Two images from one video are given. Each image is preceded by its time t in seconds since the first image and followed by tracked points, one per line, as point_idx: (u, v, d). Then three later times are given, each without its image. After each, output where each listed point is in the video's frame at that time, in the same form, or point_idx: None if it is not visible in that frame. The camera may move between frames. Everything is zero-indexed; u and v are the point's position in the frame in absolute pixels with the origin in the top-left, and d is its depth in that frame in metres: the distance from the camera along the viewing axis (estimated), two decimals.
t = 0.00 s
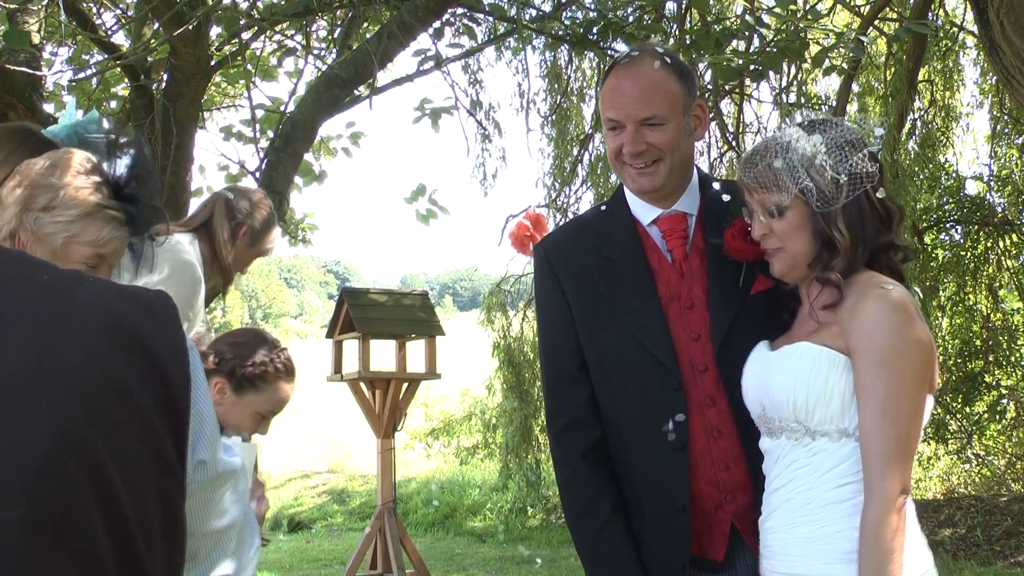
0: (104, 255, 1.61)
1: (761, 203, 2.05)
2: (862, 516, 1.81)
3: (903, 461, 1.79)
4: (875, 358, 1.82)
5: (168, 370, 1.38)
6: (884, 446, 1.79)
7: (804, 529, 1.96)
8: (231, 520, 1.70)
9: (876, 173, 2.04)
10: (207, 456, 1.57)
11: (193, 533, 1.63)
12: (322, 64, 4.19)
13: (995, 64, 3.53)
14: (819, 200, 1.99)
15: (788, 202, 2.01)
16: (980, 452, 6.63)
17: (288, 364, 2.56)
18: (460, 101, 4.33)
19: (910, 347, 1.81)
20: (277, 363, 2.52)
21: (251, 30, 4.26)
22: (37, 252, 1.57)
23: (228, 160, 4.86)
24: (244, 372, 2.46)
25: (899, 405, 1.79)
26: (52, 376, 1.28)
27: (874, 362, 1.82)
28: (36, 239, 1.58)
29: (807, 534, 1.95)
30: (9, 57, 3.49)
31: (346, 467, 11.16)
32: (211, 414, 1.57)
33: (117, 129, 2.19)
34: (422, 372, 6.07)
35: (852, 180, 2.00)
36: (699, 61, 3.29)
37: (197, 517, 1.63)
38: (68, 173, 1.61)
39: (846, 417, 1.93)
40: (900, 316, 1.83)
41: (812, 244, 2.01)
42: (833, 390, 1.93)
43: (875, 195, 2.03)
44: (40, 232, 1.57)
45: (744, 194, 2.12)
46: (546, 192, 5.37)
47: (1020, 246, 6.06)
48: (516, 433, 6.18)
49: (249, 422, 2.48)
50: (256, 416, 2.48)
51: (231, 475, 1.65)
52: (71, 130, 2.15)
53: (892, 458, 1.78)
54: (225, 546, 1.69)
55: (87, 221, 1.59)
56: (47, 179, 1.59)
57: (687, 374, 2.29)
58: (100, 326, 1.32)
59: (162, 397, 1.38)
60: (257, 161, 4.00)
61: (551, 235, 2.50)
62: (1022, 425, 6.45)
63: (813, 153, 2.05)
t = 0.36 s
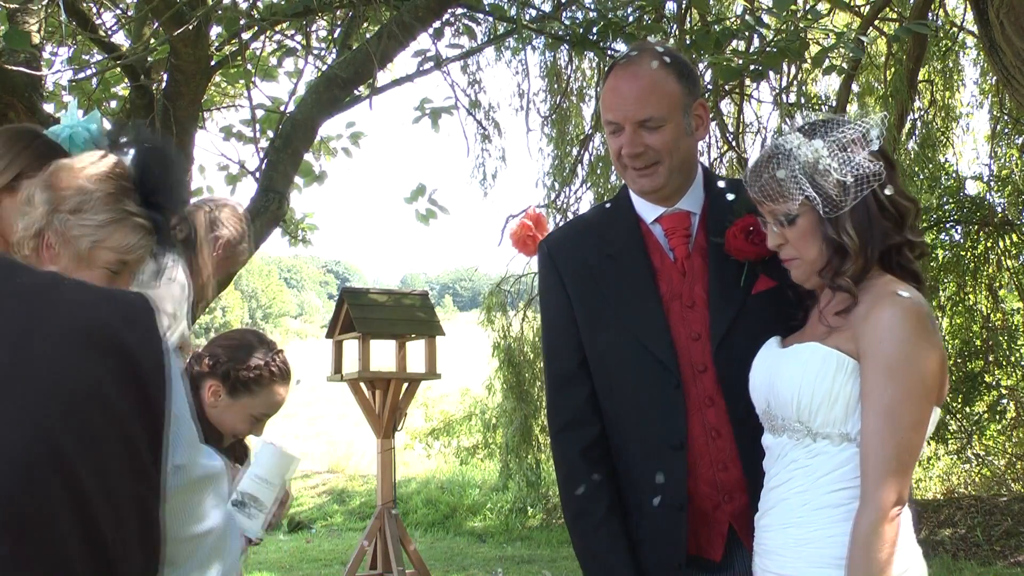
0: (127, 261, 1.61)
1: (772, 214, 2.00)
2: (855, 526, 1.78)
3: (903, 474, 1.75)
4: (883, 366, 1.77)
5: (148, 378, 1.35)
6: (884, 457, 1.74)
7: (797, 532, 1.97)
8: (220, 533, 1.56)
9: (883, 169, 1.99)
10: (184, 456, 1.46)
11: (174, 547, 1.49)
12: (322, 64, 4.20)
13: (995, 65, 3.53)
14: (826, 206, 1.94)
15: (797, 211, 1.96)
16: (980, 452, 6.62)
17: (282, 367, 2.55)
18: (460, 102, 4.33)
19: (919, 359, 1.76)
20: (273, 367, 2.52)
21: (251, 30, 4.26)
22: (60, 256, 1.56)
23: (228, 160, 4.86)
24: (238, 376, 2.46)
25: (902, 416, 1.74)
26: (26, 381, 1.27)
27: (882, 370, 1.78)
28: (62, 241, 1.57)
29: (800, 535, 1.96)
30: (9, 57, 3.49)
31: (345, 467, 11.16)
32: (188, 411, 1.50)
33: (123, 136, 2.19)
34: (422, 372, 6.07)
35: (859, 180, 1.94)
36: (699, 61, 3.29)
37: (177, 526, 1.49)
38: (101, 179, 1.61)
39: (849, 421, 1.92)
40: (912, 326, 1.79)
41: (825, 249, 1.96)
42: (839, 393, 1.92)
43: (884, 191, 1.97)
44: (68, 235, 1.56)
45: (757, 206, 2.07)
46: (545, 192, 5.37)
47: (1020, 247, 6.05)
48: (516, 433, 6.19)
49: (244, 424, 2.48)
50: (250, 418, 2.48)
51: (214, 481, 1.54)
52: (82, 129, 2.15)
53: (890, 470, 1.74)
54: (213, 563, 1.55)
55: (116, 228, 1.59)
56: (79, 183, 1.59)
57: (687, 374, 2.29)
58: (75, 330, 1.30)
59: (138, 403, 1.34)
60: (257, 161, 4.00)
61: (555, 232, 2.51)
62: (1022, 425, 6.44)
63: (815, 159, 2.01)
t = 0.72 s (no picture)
0: (141, 274, 1.81)
1: (776, 218, 2.00)
2: (843, 528, 1.77)
3: (894, 479, 1.74)
4: (880, 371, 1.76)
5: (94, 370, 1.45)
6: (876, 461, 1.73)
7: (790, 534, 1.98)
8: (184, 532, 1.69)
9: (882, 166, 1.98)
10: (144, 461, 1.60)
11: (135, 550, 1.62)
12: (322, 64, 4.20)
13: (995, 65, 3.53)
14: (827, 207, 1.93)
15: (798, 214, 1.96)
16: (980, 452, 6.61)
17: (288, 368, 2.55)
18: (460, 101, 4.34)
19: (917, 365, 1.75)
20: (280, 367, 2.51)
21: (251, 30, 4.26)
22: (80, 258, 1.77)
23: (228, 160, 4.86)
24: (244, 375, 2.45)
25: (897, 421, 1.73)
26: None
27: (878, 374, 1.76)
28: (79, 246, 1.77)
29: (794, 536, 1.97)
30: (9, 57, 3.50)
31: (345, 467, 11.16)
32: (152, 417, 1.64)
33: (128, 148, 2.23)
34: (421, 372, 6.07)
35: (860, 179, 1.93)
36: (699, 61, 3.29)
37: (142, 529, 1.62)
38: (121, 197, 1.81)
39: (845, 423, 1.91)
40: (911, 331, 1.77)
41: (829, 250, 1.94)
42: (836, 395, 1.91)
43: (886, 189, 1.96)
44: (83, 240, 1.76)
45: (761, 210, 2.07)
46: (545, 192, 5.37)
47: (1020, 246, 6.05)
48: (517, 433, 6.20)
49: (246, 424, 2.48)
50: (253, 418, 2.48)
51: (177, 485, 1.68)
52: (88, 134, 2.17)
53: (881, 474, 1.73)
54: (174, 565, 1.67)
55: (132, 240, 1.79)
56: (102, 195, 1.79)
57: (689, 374, 2.30)
58: (33, 339, 1.42)
59: (95, 408, 1.47)
60: (257, 161, 4.00)
61: (562, 229, 2.53)
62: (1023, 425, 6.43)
63: (814, 160, 2.01)
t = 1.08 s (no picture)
0: (146, 273, 1.83)
1: (776, 223, 2.00)
2: (829, 529, 1.79)
3: (880, 483, 1.74)
4: (867, 374, 1.77)
5: (55, 381, 1.33)
6: (861, 464, 1.74)
7: (784, 537, 1.99)
8: (142, 536, 1.64)
9: (881, 164, 1.95)
10: (100, 463, 1.52)
11: (95, 553, 1.57)
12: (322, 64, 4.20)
13: (995, 64, 3.54)
14: (825, 209, 1.92)
15: (797, 217, 1.96)
16: (980, 452, 6.61)
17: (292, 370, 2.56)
18: (460, 101, 4.34)
19: (906, 369, 1.74)
20: (284, 368, 2.52)
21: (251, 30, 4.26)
22: (86, 257, 1.79)
23: (228, 160, 4.85)
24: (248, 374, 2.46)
25: (883, 425, 1.73)
26: None
27: (866, 378, 1.77)
28: (84, 245, 1.79)
29: (788, 537, 1.98)
30: (9, 57, 3.49)
31: (345, 467, 11.16)
32: (109, 415, 1.56)
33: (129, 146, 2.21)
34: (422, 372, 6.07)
35: (856, 179, 1.92)
36: (699, 61, 3.29)
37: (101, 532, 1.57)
38: (125, 196, 1.82)
39: (836, 426, 1.91)
40: (903, 334, 1.76)
41: (828, 253, 1.94)
42: (827, 396, 1.91)
43: (887, 187, 1.93)
44: (88, 239, 1.78)
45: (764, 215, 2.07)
46: (545, 192, 5.37)
47: (1021, 246, 6.05)
48: (517, 433, 6.20)
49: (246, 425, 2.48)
50: (255, 418, 2.48)
51: (139, 484, 1.62)
52: (93, 131, 2.19)
53: (866, 477, 1.74)
54: (138, 566, 1.63)
55: (136, 239, 1.81)
56: (107, 194, 1.81)
57: (690, 375, 2.30)
58: None
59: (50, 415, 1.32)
60: (257, 161, 4.01)
61: (567, 225, 2.54)
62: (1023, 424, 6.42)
63: (810, 161, 2.00)
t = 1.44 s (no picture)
0: (146, 262, 1.89)
1: (781, 228, 2.00)
2: (820, 532, 1.81)
3: (871, 488, 1.74)
4: (859, 378, 1.76)
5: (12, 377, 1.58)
6: (851, 470, 1.75)
7: (780, 536, 2.02)
8: (109, 539, 1.73)
9: (880, 164, 1.94)
10: (61, 462, 1.64)
11: (62, 551, 1.67)
12: (322, 64, 4.20)
13: (995, 64, 3.54)
14: (828, 213, 1.91)
15: (798, 221, 1.96)
16: (980, 452, 6.60)
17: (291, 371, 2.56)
18: (460, 101, 4.34)
19: (898, 376, 1.72)
20: (282, 369, 2.52)
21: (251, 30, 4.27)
22: (86, 251, 1.85)
23: (228, 160, 4.86)
24: (246, 376, 2.47)
25: (874, 431, 1.73)
26: None
27: (858, 382, 1.76)
28: (83, 239, 1.85)
29: (786, 537, 2.00)
30: (9, 57, 3.50)
31: (346, 467, 11.16)
32: (73, 417, 1.68)
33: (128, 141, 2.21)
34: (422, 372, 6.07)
35: (856, 181, 1.91)
36: (700, 61, 3.29)
37: (65, 530, 1.67)
38: (119, 188, 1.88)
39: (830, 429, 1.91)
40: (897, 337, 1.74)
41: (829, 256, 1.93)
42: (822, 397, 1.91)
43: (887, 188, 1.91)
44: (87, 233, 1.85)
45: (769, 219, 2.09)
46: (545, 193, 5.38)
47: (1020, 246, 6.07)
48: (517, 433, 6.20)
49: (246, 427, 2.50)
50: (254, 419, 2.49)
51: (106, 485, 1.72)
52: (94, 134, 2.18)
53: (855, 483, 1.74)
54: (105, 565, 1.72)
55: (134, 230, 1.87)
56: (101, 187, 1.88)
57: (690, 378, 2.30)
58: None
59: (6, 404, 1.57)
60: (257, 162, 4.02)
61: (570, 222, 2.54)
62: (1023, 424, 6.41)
63: (810, 164, 2.00)
